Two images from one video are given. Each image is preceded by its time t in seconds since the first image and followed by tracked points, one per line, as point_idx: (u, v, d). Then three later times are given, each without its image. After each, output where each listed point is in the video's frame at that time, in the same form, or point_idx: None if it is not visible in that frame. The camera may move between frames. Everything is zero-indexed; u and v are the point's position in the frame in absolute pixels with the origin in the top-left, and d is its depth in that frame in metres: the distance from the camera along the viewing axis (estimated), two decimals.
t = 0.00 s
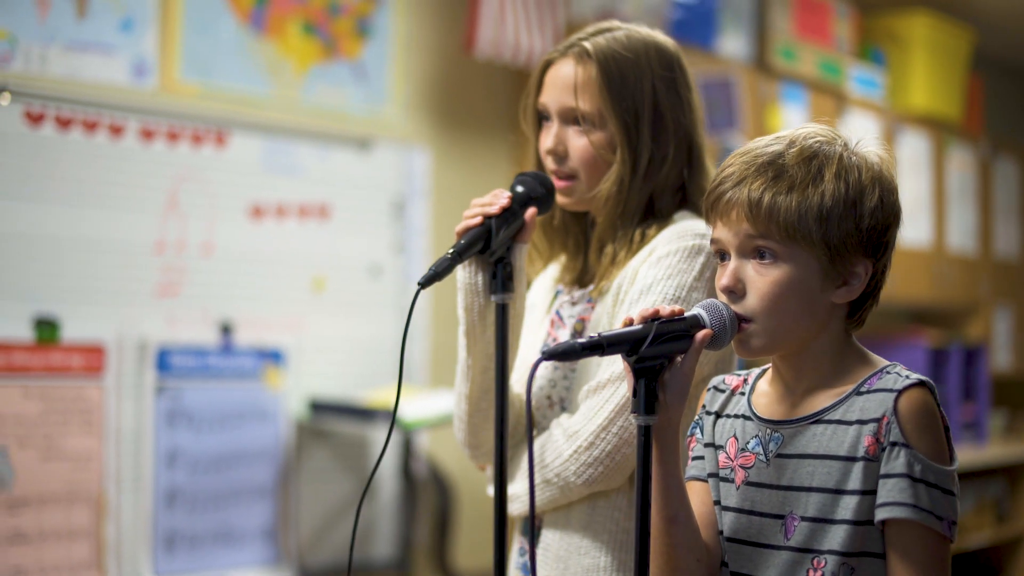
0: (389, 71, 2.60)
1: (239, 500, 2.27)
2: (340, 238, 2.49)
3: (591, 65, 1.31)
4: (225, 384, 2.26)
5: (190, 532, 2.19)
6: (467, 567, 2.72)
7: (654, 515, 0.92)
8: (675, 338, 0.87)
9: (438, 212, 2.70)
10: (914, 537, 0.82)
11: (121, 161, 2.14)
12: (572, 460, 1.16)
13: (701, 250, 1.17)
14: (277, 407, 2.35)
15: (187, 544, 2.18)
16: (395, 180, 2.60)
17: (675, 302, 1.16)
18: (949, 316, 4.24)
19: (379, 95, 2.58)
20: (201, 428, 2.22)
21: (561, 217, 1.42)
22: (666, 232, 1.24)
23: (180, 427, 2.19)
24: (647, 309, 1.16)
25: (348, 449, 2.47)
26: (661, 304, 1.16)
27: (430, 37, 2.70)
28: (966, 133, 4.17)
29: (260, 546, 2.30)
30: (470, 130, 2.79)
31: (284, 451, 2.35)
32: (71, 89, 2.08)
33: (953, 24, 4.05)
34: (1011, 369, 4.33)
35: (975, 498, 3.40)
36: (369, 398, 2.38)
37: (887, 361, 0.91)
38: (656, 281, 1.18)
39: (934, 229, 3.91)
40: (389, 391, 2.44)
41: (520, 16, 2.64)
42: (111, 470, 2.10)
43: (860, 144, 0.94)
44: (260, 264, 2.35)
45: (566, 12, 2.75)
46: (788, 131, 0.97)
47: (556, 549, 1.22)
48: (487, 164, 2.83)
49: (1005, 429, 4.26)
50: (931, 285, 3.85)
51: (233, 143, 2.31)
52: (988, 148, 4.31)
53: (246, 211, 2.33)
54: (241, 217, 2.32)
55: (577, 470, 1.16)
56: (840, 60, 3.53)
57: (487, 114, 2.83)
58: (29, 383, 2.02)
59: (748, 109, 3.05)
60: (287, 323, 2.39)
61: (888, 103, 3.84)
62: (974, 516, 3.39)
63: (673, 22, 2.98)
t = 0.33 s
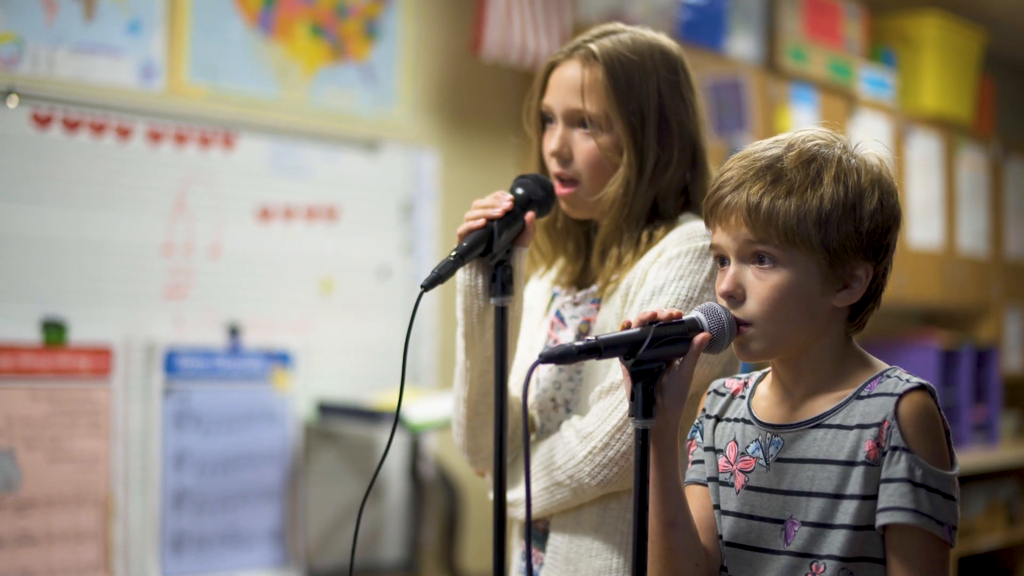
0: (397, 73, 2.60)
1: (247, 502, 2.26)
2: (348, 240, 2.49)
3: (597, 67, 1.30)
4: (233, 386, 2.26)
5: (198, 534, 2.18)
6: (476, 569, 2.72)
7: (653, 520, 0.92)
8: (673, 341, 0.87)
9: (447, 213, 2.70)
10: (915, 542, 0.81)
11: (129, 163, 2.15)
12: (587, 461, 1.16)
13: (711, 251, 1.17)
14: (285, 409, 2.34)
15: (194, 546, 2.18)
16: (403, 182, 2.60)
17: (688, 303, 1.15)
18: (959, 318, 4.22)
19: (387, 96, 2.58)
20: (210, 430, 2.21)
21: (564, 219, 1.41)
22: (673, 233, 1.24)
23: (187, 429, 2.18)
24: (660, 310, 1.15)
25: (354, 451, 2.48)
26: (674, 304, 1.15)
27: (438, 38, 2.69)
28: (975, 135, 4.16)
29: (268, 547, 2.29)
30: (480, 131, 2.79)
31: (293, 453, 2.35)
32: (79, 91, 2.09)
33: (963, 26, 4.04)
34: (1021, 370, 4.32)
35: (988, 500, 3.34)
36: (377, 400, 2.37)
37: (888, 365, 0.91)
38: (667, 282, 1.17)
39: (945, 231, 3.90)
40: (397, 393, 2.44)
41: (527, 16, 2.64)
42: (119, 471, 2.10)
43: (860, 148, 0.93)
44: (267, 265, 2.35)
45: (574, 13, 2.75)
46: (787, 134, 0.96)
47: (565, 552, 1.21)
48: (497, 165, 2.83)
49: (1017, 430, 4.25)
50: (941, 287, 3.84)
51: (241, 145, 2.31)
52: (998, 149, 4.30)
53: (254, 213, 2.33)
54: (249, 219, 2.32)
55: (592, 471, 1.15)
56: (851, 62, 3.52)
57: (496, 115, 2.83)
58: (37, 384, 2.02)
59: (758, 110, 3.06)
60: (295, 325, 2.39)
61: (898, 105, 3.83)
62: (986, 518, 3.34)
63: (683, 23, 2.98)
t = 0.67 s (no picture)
0: (405, 72, 2.60)
1: (254, 501, 2.27)
2: (355, 239, 2.49)
3: (600, 65, 1.30)
4: (241, 386, 2.27)
5: (205, 533, 2.19)
6: (483, 569, 2.72)
7: (649, 520, 0.91)
8: (668, 340, 0.87)
9: (454, 212, 2.70)
10: (914, 544, 0.81)
11: (135, 162, 2.15)
12: (582, 457, 1.15)
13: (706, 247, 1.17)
14: (293, 408, 2.35)
15: (201, 545, 2.18)
16: (411, 181, 2.60)
17: (683, 300, 1.15)
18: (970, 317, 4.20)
19: (395, 96, 2.58)
20: (216, 429, 2.22)
21: (563, 217, 1.41)
22: (668, 229, 1.24)
23: (194, 428, 2.19)
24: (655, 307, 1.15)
25: (362, 450, 2.46)
26: (669, 301, 1.15)
27: (446, 38, 2.69)
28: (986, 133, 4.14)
29: (276, 547, 2.30)
30: (488, 131, 2.79)
31: (300, 453, 2.35)
32: (85, 91, 2.09)
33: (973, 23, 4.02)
34: None
35: (998, 499, 3.29)
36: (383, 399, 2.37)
37: (886, 365, 0.90)
38: (662, 278, 1.17)
39: (956, 229, 3.89)
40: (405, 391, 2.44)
41: (533, 15, 2.63)
42: (126, 469, 2.10)
43: (858, 146, 0.93)
44: (274, 265, 2.35)
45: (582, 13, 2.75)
46: (784, 132, 0.96)
47: (564, 549, 1.21)
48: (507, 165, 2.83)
49: None
50: (950, 285, 3.83)
51: (248, 145, 2.31)
52: (1009, 147, 4.28)
53: (261, 212, 2.33)
54: (256, 218, 2.32)
55: (586, 467, 1.15)
56: (860, 60, 3.51)
57: (506, 115, 2.82)
58: (44, 384, 2.02)
59: (766, 109, 3.08)
60: (303, 324, 2.39)
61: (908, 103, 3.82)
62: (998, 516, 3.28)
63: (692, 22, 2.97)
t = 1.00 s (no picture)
0: (415, 71, 2.60)
1: (264, 499, 2.27)
2: (364, 237, 2.49)
3: (599, 64, 1.30)
4: (251, 384, 2.27)
5: (214, 531, 2.19)
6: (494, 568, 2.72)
7: (649, 519, 0.91)
8: (668, 339, 0.87)
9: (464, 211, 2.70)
10: (915, 545, 0.81)
11: (144, 161, 2.16)
12: (582, 461, 1.16)
13: (707, 249, 1.17)
14: (302, 406, 2.35)
15: (211, 543, 2.19)
16: (420, 179, 2.59)
17: (683, 303, 1.15)
18: (982, 315, 4.18)
19: (404, 95, 2.58)
20: (226, 427, 2.23)
21: (566, 216, 1.41)
22: (670, 231, 1.24)
23: (203, 427, 2.20)
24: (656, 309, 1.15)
25: (372, 449, 2.46)
26: (671, 304, 1.15)
27: (456, 37, 2.69)
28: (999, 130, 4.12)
29: (284, 546, 2.30)
30: (498, 130, 2.79)
31: (309, 451, 2.35)
32: (94, 90, 2.10)
33: (985, 21, 4.00)
34: None
35: (1011, 500, 3.27)
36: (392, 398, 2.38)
37: (888, 364, 0.90)
38: (664, 281, 1.17)
39: (967, 228, 3.89)
40: (414, 390, 2.44)
41: (542, 15, 2.62)
42: (135, 468, 2.11)
43: (859, 143, 0.93)
44: (282, 264, 2.35)
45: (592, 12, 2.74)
46: (784, 130, 0.96)
47: (565, 549, 1.21)
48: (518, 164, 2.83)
49: None
50: (961, 283, 3.82)
51: (257, 143, 2.32)
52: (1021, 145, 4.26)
53: (270, 210, 2.33)
54: (266, 216, 2.33)
55: (586, 471, 1.15)
56: (871, 58, 3.49)
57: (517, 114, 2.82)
58: (53, 382, 2.03)
59: (777, 107, 3.08)
60: (312, 322, 2.39)
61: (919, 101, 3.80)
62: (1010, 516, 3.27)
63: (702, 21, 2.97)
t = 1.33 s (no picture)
0: (425, 67, 2.60)
1: (275, 494, 2.28)
2: (374, 233, 2.49)
3: (600, 59, 1.29)
4: (262, 379, 2.27)
5: (225, 527, 2.20)
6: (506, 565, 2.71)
7: (651, 513, 0.91)
8: (670, 333, 0.86)
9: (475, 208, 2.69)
10: (917, 540, 0.80)
11: (154, 157, 2.16)
12: (581, 457, 1.15)
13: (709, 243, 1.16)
14: (312, 402, 2.35)
15: (222, 539, 2.19)
16: (430, 175, 2.59)
17: (683, 298, 1.15)
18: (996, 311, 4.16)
19: (414, 91, 2.58)
20: (237, 423, 2.23)
21: (571, 212, 1.41)
22: (671, 226, 1.23)
23: (215, 423, 2.20)
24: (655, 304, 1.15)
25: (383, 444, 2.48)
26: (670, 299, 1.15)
27: (467, 34, 2.68)
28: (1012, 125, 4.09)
29: (295, 542, 2.30)
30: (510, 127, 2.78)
31: (320, 446, 2.36)
32: (104, 86, 2.10)
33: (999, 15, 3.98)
34: None
35: None
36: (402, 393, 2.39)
37: (893, 359, 0.90)
38: (664, 276, 1.17)
39: (981, 223, 3.87)
40: (425, 385, 2.44)
41: (552, 11, 2.60)
42: (146, 463, 2.12)
43: (863, 135, 0.92)
44: (292, 260, 2.35)
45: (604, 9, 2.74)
46: (788, 121, 0.95)
47: (566, 544, 1.21)
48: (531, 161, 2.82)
49: None
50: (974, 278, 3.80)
51: (267, 139, 2.32)
52: None
53: (280, 206, 2.33)
54: (276, 212, 2.33)
55: (586, 467, 1.15)
56: (884, 54, 3.47)
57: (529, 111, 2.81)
58: (64, 378, 2.04)
59: (790, 103, 3.07)
60: (322, 318, 2.39)
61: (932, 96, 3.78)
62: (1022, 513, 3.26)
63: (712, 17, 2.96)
